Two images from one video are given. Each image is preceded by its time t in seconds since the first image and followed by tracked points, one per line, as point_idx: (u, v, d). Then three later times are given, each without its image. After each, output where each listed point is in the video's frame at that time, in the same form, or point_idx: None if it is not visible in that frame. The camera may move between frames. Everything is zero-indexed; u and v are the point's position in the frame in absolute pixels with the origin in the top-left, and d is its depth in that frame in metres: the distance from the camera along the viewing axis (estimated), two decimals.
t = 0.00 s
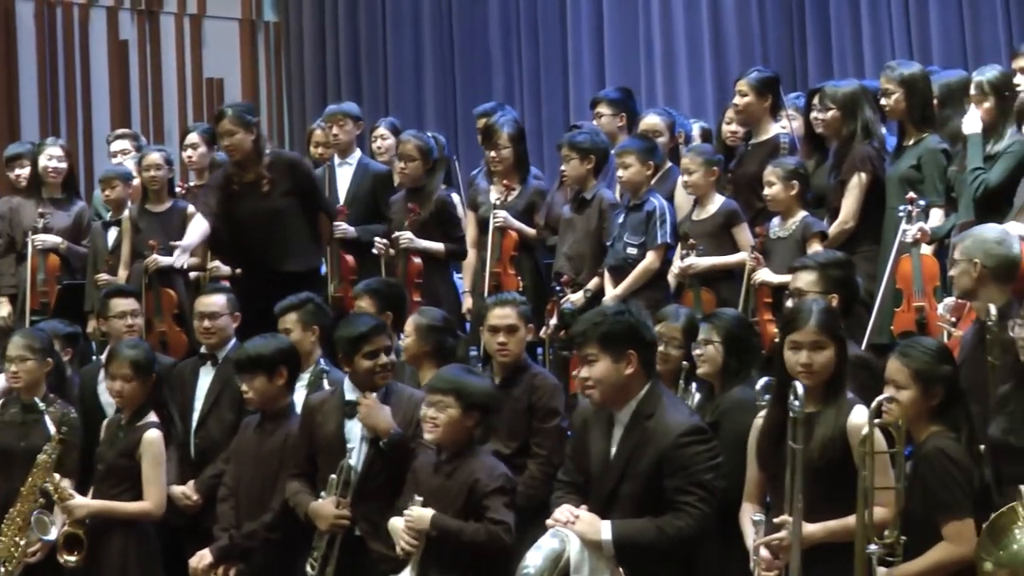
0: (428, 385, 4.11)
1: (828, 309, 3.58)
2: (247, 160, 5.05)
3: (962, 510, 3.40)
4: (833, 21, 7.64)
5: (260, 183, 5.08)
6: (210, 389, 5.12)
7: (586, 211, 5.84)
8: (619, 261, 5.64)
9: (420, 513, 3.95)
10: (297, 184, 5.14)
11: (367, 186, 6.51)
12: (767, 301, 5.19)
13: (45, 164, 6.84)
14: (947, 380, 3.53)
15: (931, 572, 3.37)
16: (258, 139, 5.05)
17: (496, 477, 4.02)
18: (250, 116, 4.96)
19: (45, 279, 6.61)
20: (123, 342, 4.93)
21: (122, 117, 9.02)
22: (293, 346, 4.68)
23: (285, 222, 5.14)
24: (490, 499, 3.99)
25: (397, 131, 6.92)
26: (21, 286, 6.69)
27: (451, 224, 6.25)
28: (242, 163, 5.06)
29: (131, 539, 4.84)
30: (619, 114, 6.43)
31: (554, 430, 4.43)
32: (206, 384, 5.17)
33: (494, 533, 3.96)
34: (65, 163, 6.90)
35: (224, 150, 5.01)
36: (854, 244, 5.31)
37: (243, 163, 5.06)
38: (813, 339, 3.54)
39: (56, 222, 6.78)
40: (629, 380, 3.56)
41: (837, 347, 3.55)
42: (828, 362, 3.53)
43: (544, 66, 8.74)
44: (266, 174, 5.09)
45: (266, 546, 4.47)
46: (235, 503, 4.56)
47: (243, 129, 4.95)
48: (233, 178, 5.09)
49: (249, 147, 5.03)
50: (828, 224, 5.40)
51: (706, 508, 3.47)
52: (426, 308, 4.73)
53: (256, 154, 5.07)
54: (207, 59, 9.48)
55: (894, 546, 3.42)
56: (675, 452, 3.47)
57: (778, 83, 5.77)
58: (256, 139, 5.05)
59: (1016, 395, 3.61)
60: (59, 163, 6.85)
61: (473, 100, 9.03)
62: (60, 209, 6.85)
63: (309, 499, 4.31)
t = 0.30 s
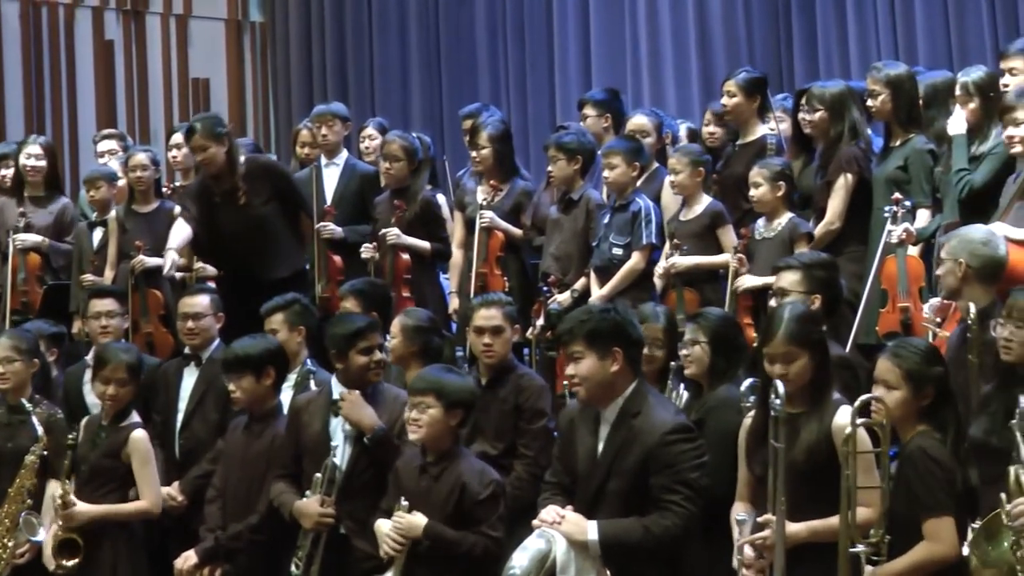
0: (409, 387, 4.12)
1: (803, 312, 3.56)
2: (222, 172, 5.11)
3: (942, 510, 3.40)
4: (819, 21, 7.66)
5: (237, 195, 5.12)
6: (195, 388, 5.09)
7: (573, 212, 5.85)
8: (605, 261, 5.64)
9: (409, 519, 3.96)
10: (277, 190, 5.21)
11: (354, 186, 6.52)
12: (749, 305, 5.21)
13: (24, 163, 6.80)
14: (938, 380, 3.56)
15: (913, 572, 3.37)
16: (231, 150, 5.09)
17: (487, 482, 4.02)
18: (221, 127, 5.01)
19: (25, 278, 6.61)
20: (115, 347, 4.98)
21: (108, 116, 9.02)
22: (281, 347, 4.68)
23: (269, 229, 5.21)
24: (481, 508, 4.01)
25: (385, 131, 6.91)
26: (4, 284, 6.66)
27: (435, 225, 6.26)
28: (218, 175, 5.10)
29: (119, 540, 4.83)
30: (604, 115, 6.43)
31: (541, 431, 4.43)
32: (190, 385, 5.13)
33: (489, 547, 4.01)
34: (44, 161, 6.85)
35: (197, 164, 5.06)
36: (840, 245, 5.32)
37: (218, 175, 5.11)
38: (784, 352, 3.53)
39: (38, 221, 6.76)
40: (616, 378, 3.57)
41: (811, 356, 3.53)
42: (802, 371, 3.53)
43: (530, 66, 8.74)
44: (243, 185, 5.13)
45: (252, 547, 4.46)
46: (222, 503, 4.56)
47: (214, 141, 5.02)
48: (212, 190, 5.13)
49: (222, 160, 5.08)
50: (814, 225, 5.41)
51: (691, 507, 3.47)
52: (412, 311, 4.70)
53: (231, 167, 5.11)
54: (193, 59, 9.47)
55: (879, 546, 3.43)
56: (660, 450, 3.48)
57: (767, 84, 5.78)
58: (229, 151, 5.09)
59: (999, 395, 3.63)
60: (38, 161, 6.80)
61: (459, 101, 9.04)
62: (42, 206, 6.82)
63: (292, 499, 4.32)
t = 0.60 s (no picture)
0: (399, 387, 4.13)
1: (783, 317, 3.57)
2: (201, 193, 5.19)
3: (926, 509, 3.43)
4: (805, 22, 7.68)
5: (215, 218, 5.22)
6: (180, 389, 5.09)
7: (559, 213, 5.86)
8: (590, 262, 5.66)
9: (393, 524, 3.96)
10: (257, 204, 5.31)
11: (339, 188, 6.52)
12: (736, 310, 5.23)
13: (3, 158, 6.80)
14: (925, 382, 3.59)
15: (896, 569, 3.37)
16: (210, 171, 5.17)
17: (475, 485, 4.04)
18: (196, 147, 5.08)
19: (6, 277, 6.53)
20: (108, 353, 5.00)
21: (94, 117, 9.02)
22: (267, 349, 4.67)
23: (254, 243, 5.32)
24: (468, 510, 4.02)
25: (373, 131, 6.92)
26: None
27: (420, 227, 6.29)
28: (197, 197, 5.20)
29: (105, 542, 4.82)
30: (587, 116, 6.44)
31: (526, 432, 4.44)
32: (175, 386, 5.12)
33: (472, 552, 4.01)
34: (23, 156, 6.85)
35: (177, 185, 5.15)
36: (825, 247, 5.35)
37: (198, 197, 5.19)
38: (762, 362, 3.53)
39: (18, 220, 6.76)
40: (593, 380, 3.57)
41: (791, 362, 3.53)
42: (782, 379, 3.53)
43: (516, 67, 8.75)
44: (222, 208, 5.23)
45: (238, 548, 4.46)
46: (208, 504, 4.56)
47: (192, 163, 5.11)
48: (191, 210, 5.25)
49: (200, 182, 5.16)
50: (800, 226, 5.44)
51: (675, 509, 3.49)
52: (399, 312, 4.69)
53: (211, 188, 5.19)
54: (178, 60, 9.46)
55: (867, 539, 3.43)
56: (641, 452, 3.49)
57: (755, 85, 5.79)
58: (208, 172, 5.16)
59: (977, 396, 3.70)
60: (17, 156, 6.80)
61: (444, 101, 9.05)
62: (21, 203, 6.81)
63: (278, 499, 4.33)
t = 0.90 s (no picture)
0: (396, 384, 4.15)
1: (766, 319, 3.54)
2: (182, 209, 5.52)
3: (913, 508, 3.43)
4: (790, 21, 7.69)
5: (194, 231, 5.54)
6: (168, 389, 5.08)
7: (545, 213, 5.86)
8: (576, 263, 5.67)
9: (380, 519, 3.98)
10: (237, 214, 5.62)
11: (324, 188, 6.52)
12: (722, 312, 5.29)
13: None
14: (911, 381, 3.60)
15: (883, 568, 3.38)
16: (190, 185, 5.50)
17: (463, 482, 4.03)
18: (178, 163, 5.45)
19: None
20: (98, 356, 4.91)
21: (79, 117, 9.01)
22: (254, 352, 4.67)
23: (236, 252, 5.61)
24: (458, 505, 4.01)
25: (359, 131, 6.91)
26: None
27: (405, 228, 6.29)
28: (177, 213, 5.53)
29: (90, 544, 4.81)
30: (574, 117, 6.45)
31: (512, 432, 4.44)
32: (162, 387, 5.11)
33: (459, 548, 3.99)
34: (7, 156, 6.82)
35: (159, 201, 5.49)
36: (811, 248, 5.35)
37: (179, 212, 5.52)
38: (745, 366, 3.52)
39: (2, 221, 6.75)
40: (576, 386, 3.57)
41: (774, 364, 3.52)
42: (765, 382, 3.53)
43: (501, 67, 8.75)
44: (202, 222, 5.54)
45: (226, 548, 4.49)
46: (194, 506, 4.55)
47: (175, 178, 5.46)
48: (172, 225, 5.57)
49: (180, 198, 5.49)
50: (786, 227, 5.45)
51: (658, 509, 3.49)
52: (385, 312, 4.70)
53: (191, 204, 5.51)
54: (163, 60, 9.45)
55: (858, 537, 3.43)
56: (623, 454, 3.48)
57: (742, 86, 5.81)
58: (188, 189, 5.50)
59: (957, 396, 3.75)
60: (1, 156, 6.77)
61: (430, 102, 9.04)
62: (5, 205, 6.79)
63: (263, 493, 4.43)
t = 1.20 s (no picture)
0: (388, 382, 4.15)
1: (754, 321, 3.54)
2: (166, 214, 5.51)
3: (903, 511, 3.43)
4: (777, 22, 7.70)
5: (178, 237, 5.55)
6: (156, 391, 5.07)
7: (531, 214, 5.87)
8: (562, 264, 5.67)
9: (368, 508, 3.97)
10: (221, 217, 5.62)
11: (311, 189, 6.51)
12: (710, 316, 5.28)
13: None
14: (899, 382, 3.60)
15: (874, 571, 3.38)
16: (174, 191, 5.49)
17: (451, 481, 4.03)
18: (163, 167, 5.43)
19: None
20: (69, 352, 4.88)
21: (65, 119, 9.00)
22: (240, 354, 4.66)
23: (221, 255, 5.62)
24: (444, 504, 4.01)
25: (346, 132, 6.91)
26: None
27: (392, 229, 6.29)
28: (159, 219, 5.52)
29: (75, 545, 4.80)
30: (563, 118, 6.45)
31: (498, 434, 4.44)
32: (150, 389, 5.12)
33: (441, 547, 3.97)
34: None
35: (143, 207, 5.48)
36: (798, 249, 5.36)
37: (162, 218, 5.51)
38: (733, 367, 3.52)
39: None
40: (568, 386, 3.58)
41: (762, 365, 3.52)
42: (753, 384, 3.53)
43: (489, 68, 8.75)
44: (185, 227, 5.55)
45: (210, 549, 4.48)
46: (182, 507, 4.55)
47: (158, 183, 5.44)
48: (156, 229, 5.56)
49: (164, 204, 5.48)
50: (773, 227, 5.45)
51: (646, 510, 3.50)
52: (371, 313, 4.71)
53: (174, 209, 5.50)
54: (150, 62, 9.43)
55: (847, 539, 3.45)
56: (612, 454, 3.49)
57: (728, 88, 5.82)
58: (172, 195, 5.49)
59: (938, 397, 3.76)
60: None
61: (418, 103, 9.04)
62: None
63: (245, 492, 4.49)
